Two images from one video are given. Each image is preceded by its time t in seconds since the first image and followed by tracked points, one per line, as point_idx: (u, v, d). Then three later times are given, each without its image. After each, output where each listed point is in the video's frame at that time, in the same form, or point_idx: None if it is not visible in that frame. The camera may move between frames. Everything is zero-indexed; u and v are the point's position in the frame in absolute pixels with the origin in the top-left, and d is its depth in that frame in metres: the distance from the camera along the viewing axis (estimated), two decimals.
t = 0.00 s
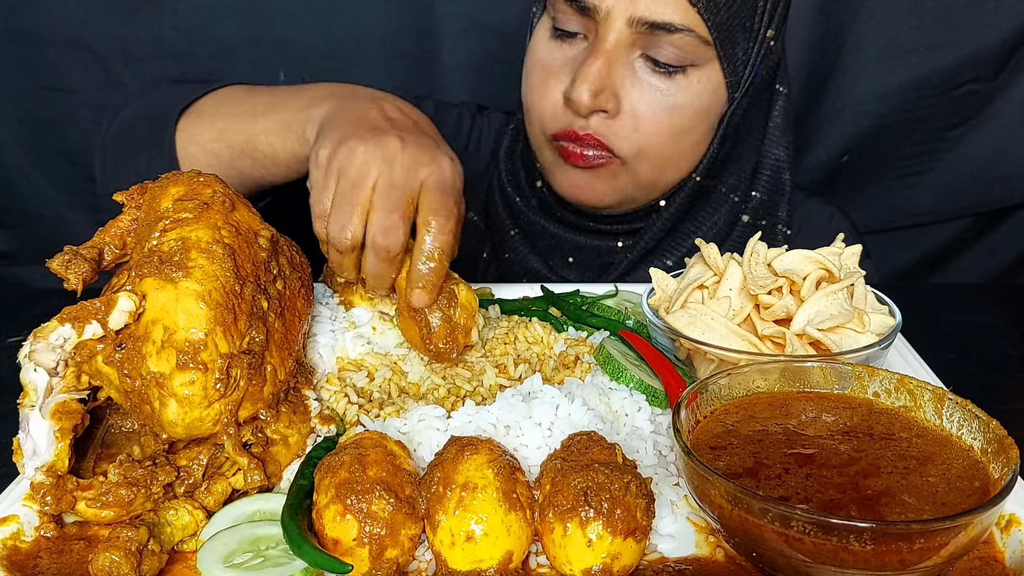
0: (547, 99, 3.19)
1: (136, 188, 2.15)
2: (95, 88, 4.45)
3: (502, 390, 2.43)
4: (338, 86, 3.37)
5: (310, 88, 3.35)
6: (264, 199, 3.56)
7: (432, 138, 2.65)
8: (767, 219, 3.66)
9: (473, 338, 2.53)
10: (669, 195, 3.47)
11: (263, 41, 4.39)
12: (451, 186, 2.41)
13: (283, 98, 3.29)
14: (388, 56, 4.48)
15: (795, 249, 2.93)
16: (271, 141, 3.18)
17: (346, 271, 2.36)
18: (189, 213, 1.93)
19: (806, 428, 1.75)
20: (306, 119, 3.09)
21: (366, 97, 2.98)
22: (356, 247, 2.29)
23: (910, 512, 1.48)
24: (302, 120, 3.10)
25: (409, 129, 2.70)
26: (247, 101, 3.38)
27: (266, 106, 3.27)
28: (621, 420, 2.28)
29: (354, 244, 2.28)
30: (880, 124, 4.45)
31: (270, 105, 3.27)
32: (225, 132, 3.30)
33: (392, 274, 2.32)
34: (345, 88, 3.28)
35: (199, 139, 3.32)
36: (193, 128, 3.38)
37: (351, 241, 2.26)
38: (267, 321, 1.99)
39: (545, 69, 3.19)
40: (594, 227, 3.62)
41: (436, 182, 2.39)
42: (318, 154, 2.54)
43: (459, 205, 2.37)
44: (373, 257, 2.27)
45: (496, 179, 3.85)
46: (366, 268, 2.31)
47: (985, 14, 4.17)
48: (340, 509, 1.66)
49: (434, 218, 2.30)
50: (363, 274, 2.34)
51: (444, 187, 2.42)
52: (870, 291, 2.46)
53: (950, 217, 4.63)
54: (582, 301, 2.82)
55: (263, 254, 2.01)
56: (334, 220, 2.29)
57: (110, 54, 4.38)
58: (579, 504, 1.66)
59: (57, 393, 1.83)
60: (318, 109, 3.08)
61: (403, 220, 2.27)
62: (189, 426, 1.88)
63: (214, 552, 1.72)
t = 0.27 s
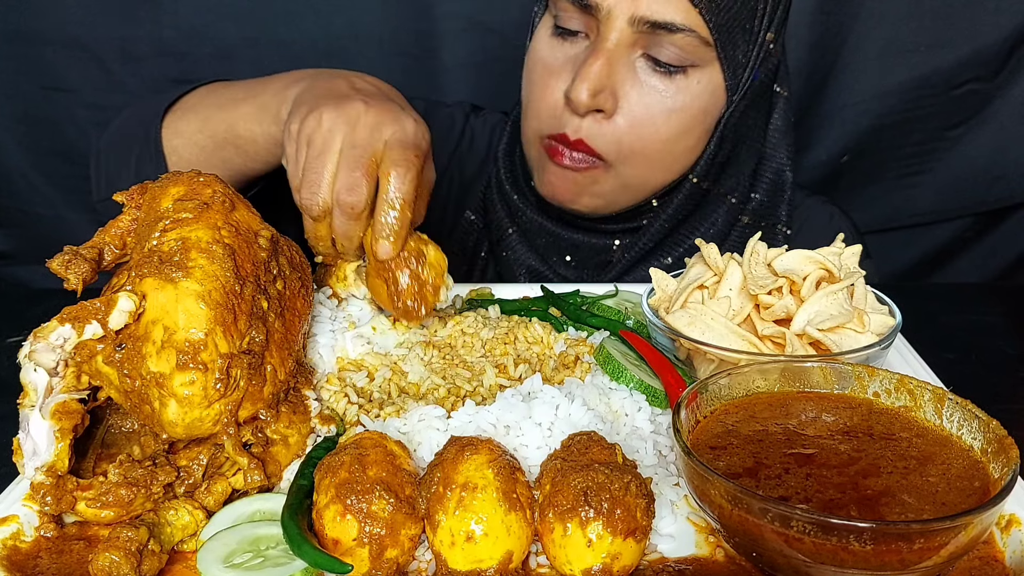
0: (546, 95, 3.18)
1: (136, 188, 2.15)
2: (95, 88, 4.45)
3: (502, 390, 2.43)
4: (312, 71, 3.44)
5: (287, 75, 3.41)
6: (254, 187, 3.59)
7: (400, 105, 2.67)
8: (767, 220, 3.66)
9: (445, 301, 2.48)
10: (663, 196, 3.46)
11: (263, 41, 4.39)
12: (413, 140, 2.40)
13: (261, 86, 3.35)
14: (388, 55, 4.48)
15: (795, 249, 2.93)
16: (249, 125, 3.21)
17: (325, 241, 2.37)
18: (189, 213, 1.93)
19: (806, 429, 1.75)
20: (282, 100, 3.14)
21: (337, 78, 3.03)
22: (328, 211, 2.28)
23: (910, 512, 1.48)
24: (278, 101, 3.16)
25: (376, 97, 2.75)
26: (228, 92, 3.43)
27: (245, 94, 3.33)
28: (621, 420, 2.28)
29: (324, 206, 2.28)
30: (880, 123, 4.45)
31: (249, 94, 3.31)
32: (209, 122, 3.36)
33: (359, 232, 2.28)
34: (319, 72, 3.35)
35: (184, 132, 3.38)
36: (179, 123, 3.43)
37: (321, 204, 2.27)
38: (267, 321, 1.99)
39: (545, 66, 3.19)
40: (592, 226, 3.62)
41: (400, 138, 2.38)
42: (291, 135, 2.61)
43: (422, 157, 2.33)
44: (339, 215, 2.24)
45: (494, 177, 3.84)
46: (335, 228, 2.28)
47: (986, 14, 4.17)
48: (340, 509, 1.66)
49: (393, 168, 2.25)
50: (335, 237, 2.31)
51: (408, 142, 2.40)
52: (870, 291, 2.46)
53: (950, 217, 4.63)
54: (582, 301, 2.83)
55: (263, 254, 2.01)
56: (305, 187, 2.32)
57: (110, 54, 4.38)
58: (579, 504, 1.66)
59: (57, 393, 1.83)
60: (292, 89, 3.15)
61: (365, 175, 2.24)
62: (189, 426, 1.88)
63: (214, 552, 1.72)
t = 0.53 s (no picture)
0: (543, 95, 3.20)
1: (135, 188, 2.15)
2: (95, 88, 4.45)
3: (502, 390, 2.43)
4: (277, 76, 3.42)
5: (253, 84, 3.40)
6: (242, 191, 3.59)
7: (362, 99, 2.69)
8: (766, 220, 3.65)
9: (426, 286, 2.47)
10: (663, 192, 3.47)
11: (263, 41, 4.39)
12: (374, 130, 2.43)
13: (232, 96, 3.34)
14: (388, 56, 4.48)
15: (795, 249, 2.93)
16: (223, 133, 3.21)
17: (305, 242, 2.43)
18: (189, 213, 1.93)
19: (806, 428, 1.75)
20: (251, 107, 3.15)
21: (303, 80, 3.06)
22: (302, 213, 2.35)
23: (910, 512, 1.48)
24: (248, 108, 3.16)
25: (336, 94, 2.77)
26: (202, 105, 3.42)
27: (218, 105, 3.33)
28: (621, 420, 2.28)
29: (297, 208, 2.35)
30: (880, 123, 4.45)
31: (222, 106, 3.30)
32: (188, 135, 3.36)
33: (334, 229, 2.33)
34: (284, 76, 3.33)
35: (166, 148, 3.39)
36: (160, 140, 3.44)
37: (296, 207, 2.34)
38: (267, 321, 1.99)
39: (542, 66, 3.19)
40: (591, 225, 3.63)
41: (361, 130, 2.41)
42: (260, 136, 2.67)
43: (384, 146, 2.36)
44: (311, 214, 2.30)
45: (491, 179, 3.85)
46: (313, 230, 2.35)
47: (986, 14, 4.17)
48: (340, 509, 1.67)
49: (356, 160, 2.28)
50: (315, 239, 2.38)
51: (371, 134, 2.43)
52: (870, 291, 2.46)
53: (950, 217, 4.63)
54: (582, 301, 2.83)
55: (263, 254, 2.01)
56: (278, 191, 2.39)
57: (110, 54, 4.38)
58: (579, 504, 1.66)
59: (57, 393, 1.83)
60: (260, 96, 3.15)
61: (330, 171, 2.29)
62: (189, 426, 1.88)
63: (214, 552, 1.72)
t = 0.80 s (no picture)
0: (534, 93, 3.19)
1: (136, 188, 2.15)
2: (94, 88, 4.45)
3: (502, 390, 2.43)
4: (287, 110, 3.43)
5: (262, 116, 3.41)
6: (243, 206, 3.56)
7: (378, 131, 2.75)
8: (763, 219, 3.66)
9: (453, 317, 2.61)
10: (657, 192, 3.48)
11: (263, 41, 4.39)
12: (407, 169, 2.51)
13: (238, 126, 3.34)
14: (388, 56, 4.48)
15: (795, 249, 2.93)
16: (224, 165, 3.19)
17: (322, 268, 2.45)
18: (189, 213, 1.93)
19: (806, 429, 1.75)
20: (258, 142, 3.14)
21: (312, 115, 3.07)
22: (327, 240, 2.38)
23: (910, 512, 1.48)
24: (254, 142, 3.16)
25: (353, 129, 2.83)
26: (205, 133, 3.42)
27: (223, 135, 3.33)
28: (621, 420, 2.28)
29: (323, 236, 2.38)
30: (880, 123, 4.45)
31: (228, 133, 3.30)
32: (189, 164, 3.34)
33: (367, 261, 2.41)
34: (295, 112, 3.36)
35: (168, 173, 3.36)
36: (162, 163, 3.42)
37: (320, 237, 2.37)
38: (267, 321, 1.99)
39: (534, 65, 3.19)
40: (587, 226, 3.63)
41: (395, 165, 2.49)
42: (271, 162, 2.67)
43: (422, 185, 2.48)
44: (347, 242, 2.36)
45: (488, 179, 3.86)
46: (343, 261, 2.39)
47: (986, 13, 4.17)
48: (340, 509, 1.67)
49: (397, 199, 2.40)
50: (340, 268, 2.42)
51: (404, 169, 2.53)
52: (870, 291, 2.46)
53: (950, 217, 4.63)
54: (582, 301, 2.83)
55: (263, 254, 2.01)
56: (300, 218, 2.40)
57: (109, 54, 4.38)
58: (579, 504, 1.66)
59: (57, 393, 1.83)
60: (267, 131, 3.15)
61: (368, 203, 2.38)
62: (189, 426, 1.88)
63: (214, 552, 1.72)
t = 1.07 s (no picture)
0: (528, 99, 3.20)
1: (136, 188, 2.15)
2: (94, 88, 4.44)
3: (502, 390, 2.43)
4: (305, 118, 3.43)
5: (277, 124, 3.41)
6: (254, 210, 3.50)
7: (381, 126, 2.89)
8: (763, 219, 3.65)
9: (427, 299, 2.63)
10: (652, 194, 3.46)
11: (263, 41, 4.39)
12: (412, 162, 2.71)
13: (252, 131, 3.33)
14: (388, 56, 4.49)
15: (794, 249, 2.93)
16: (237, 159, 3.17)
17: (303, 218, 2.49)
18: (189, 213, 1.93)
19: (806, 428, 1.75)
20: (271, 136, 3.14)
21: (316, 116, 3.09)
22: (320, 187, 2.48)
23: (910, 512, 1.48)
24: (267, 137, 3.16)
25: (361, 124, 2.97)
26: (218, 135, 3.40)
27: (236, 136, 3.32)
28: (621, 420, 2.28)
29: (319, 180, 2.47)
30: (880, 123, 4.45)
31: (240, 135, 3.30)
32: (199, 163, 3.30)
33: (350, 216, 2.49)
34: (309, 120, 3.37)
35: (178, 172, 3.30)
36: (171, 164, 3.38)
37: (317, 178, 2.46)
38: (267, 321, 1.99)
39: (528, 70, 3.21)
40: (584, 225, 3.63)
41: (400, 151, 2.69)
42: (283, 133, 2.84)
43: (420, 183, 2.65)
44: (338, 195, 2.46)
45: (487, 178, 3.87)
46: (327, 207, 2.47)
47: (985, 14, 4.17)
48: (340, 509, 1.67)
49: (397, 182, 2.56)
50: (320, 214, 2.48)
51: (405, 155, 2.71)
52: (870, 291, 2.46)
53: (950, 217, 4.63)
54: (582, 301, 2.82)
55: (263, 254, 2.01)
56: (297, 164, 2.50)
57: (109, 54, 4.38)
58: (579, 504, 1.66)
59: (57, 393, 1.83)
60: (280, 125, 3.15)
61: (369, 167, 2.53)
62: (189, 426, 1.88)
63: (214, 552, 1.72)
